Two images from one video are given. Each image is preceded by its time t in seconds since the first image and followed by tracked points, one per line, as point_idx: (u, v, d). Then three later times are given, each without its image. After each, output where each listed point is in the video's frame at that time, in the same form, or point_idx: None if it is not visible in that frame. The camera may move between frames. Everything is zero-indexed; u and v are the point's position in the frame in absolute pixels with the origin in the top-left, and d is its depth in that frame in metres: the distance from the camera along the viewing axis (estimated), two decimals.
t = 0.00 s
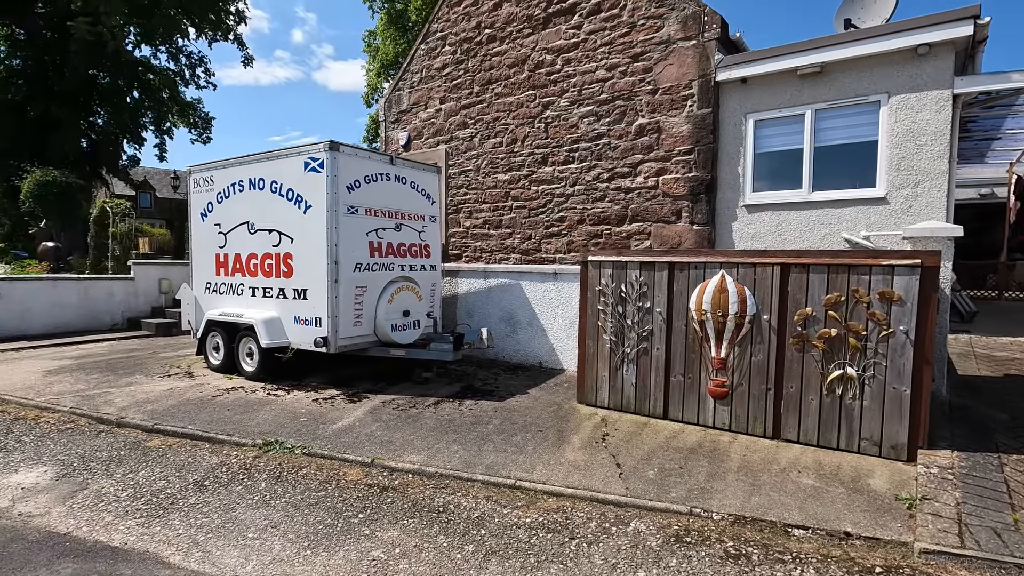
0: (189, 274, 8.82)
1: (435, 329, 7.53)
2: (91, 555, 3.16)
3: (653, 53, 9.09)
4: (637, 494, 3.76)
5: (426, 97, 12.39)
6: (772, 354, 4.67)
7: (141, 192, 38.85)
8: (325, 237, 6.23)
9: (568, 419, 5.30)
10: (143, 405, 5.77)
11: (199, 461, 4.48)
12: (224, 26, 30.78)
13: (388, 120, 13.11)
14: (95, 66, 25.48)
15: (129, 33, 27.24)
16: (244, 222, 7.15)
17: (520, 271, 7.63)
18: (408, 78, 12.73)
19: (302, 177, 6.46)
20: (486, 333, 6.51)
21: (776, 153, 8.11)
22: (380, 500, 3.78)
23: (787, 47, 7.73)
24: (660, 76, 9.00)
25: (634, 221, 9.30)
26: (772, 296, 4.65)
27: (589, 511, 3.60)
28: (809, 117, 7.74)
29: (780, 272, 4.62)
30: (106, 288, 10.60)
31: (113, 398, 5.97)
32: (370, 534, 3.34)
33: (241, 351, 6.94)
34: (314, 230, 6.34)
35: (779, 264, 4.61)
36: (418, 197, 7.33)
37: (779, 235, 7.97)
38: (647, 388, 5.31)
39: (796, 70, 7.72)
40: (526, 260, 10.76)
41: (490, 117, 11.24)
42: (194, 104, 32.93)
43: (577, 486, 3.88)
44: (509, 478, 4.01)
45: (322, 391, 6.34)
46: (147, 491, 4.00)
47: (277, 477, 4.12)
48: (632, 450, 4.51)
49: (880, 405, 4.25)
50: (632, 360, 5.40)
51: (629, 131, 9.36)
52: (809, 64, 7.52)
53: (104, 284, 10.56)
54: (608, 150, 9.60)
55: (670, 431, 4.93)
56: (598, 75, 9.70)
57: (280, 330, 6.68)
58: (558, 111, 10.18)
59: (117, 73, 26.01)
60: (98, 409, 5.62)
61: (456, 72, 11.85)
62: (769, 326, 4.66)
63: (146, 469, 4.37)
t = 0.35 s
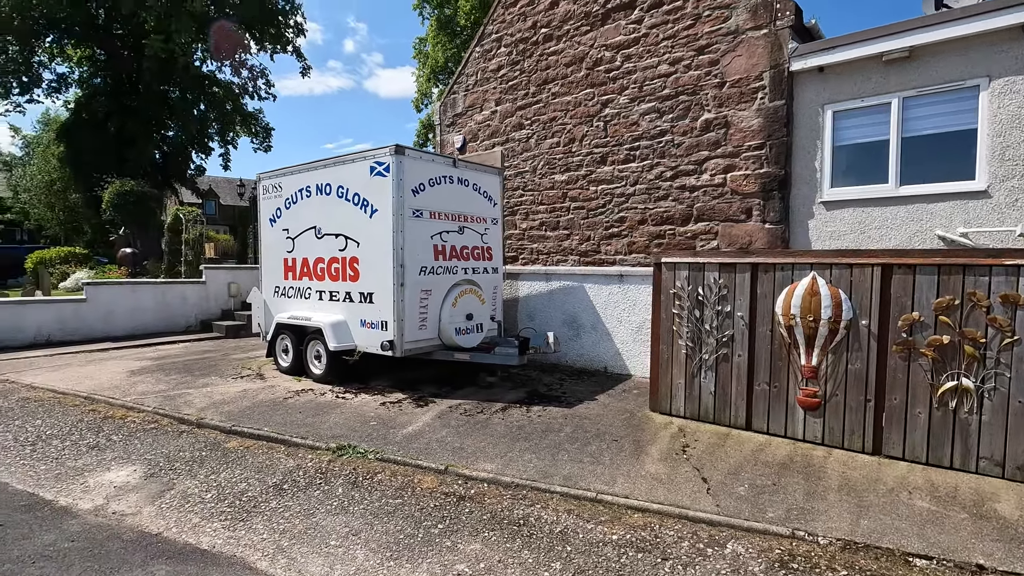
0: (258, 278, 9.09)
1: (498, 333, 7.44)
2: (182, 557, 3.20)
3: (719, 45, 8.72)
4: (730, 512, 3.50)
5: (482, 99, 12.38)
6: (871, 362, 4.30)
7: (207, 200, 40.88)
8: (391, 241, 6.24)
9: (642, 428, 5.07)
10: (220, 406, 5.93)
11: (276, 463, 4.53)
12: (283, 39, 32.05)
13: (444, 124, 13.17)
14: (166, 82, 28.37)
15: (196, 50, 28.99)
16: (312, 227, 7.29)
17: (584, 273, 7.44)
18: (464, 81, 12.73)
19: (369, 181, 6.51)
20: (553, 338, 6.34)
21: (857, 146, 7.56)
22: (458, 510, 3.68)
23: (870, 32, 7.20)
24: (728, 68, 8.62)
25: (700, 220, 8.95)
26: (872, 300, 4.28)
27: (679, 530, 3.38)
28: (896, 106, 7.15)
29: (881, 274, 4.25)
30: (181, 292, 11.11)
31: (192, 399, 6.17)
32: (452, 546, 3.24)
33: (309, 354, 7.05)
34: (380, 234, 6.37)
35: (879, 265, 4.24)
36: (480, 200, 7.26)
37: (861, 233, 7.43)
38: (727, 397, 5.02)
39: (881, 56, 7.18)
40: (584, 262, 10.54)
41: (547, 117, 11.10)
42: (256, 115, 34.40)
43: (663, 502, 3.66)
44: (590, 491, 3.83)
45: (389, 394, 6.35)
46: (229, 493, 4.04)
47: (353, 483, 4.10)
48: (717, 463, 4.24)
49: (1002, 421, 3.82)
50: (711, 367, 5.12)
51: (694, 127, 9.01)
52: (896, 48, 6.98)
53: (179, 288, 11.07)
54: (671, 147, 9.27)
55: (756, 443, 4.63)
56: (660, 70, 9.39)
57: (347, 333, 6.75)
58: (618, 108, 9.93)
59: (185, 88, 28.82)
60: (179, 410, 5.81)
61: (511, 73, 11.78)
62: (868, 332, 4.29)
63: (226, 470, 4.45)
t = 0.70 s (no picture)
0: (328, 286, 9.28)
1: (569, 341, 7.27)
2: (282, 572, 3.20)
3: (799, 36, 8.27)
4: (854, 545, 3.20)
5: (542, 103, 12.27)
6: (1006, 379, 3.85)
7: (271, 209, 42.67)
8: (464, 249, 6.18)
9: (735, 446, 4.77)
10: (300, 414, 6.03)
11: (361, 475, 4.52)
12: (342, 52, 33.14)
13: (503, 129, 13.14)
14: (234, 98, 29.91)
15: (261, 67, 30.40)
16: (383, 235, 7.35)
17: (658, 279, 7.16)
18: (523, 85, 12.66)
19: (441, 190, 6.49)
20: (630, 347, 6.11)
21: (960, 138, 6.91)
22: (552, 531, 3.53)
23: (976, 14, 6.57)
24: (809, 61, 8.15)
25: (778, 222, 8.50)
26: (1006, 310, 3.84)
27: (797, 564, 3.10)
28: (1007, 93, 6.46)
29: (1016, 280, 3.80)
30: (255, 299, 11.55)
31: (273, 406, 6.31)
32: (552, 572, 3.09)
33: (382, 362, 7.09)
34: (453, 242, 6.33)
35: (1015, 271, 3.79)
36: (550, 205, 7.12)
37: (967, 234, 6.79)
38: (830, 413, 4.65)
39: (989, 39, 6.54)
40: (651, 267, 10.22)
41: (610, 119, 10.85)
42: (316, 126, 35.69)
43: (774, 530, 3.39)
44: (692, 515, 3.61)
45: (462, 403, 6.29)
46: (319, 505, 4.05)
47: (441, 498, 4.03)
48: (827, 488, 3.91)
49: None
50: (810, 381, 4.76)
51: (771, 124, 8.57)
52: (1007, 30, 6.32)
53: (253, 295, 11.51)
54: (745, 145, 8.85)
55: (867, 466, 4.25)
56: (733, 66, 8.99)
57: (419, 341, 6.76)
58: (686, 107, 9.58)
59: (251, 103, 30.28)
60: (262, 417, 5.94)
61: (573, 75, 11.61)
62: (1002, 346, 3.85)
63: (313, 481, 4.48)
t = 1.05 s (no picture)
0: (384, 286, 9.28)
1: (633, 343, 6.99)
2: None
3: (879, 19, 7.75)
4: None
5: (595, 99, 11.98)
6: None
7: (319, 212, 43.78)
8: (527, 247, 6.00)
9: (828, 458, 4.41)
10: (363, 414, 5.98)
11: (430, 479, 4.40)
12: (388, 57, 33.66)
13: (553, 127, 12.93)
14: (285, 104, 30.93)
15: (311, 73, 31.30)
16: (441, 235, 7.26)
17: (728, 279, 6.79)
18: (576, 82, 12.42)
19: (503, 187, 6.34)
20: (702, 351, 5.79)
21: None
22: (641, 546, 3.30)
23: None
24: (891, 44, 7.62)
25: (856, 218, 7.97)
26: None
27: None
28: None
29: None
30: (311, 299, 11.72)
31: (335, 405, 6.28)
32: None
33: (441, 363, 6.98)
34: (516, 241, 6.17)
35: None
36: (613, 202, 6.87)
37: None
38: (939, 425, 4.23)
39: None
40: (713, 266, 9.80)
41: (668, 113, 10.48)
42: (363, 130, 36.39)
43: (892, 556, 3.05)
44: (794, 535, 3.30)
45: (525, 406, 6.10)
46: (391, 509, 3.94)
47: (516, 507, 3.85)
48: (946, 509, 3.52)
49: None
50: (914, 389, 4.34)
51: (847, 113, 8.05)
52: None
53: (309, 295, 11.69)
54: (818, 137, 8.35)
55: (987, 485, 3.82)
56: (804, 53, 8.51)
57: (480, 342, 6.62)
58: (752, 98, 9.14)
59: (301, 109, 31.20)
60: (325, 417, 5.91)
61: (628, 69, 11.29)
62: None
63: (382, 484, 4.38)
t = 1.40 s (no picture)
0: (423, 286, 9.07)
1: (688, 347, 6.60)
2: None
3: None
4: None
5: (638, 93, 11.57)
6: None
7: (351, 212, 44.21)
8: (580, 245, 5.69)
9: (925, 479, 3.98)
10: (408, 419, 5.75)
11: (486, 492, 4.13)
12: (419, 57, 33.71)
13: (592, 122, 12.57)
14: (319, 105, 31.35)
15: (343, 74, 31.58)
16: (486, 233, 7.00)
17: (792, 279, 6.35)
18: (617, 75, 12.04)
19: (553, 182, 6.04)
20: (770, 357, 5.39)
21: None
22: None
23: None
24: (971, 26, 7.07)
25: (928, 214, 7.41)
26: None
27: None
28: None
29: None
30: (348, 299, 11.63)
31: (379, 410, 6.08)
32: None
33: (486, 366, 6.72)
34: (567, 239, 5.86)
35: None
36: (668, 198, 6.49)
37: None
38: None
39: None
40: (766, 266, 9.30)
41: (717, 106, 10.01)
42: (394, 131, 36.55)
43: None
44: (907, 571, 2.91)
45: (577, 414, 5.78)
46: (448, 526, 3.68)
47: (583, 527, 3.54)
48: None
49: None
50: None
51: (919, 101, 7.50)
52: None
53: (346, 295, 11.60)
54: (886, 127, 7.81)
55: None
56: (870, 38, 7.98)
57: (528, 345, 6.33)
58: (811, 88, 8.63)
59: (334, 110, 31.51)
60: (370, 422, 5.71)
61: (673, 61, 10.86)
62: None
63: (435, 496, 4.13)
